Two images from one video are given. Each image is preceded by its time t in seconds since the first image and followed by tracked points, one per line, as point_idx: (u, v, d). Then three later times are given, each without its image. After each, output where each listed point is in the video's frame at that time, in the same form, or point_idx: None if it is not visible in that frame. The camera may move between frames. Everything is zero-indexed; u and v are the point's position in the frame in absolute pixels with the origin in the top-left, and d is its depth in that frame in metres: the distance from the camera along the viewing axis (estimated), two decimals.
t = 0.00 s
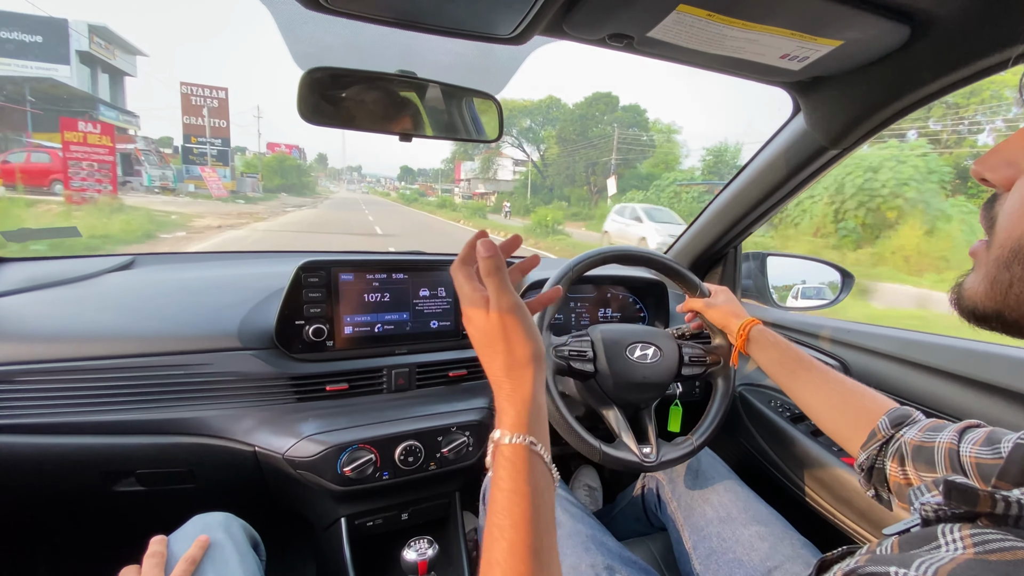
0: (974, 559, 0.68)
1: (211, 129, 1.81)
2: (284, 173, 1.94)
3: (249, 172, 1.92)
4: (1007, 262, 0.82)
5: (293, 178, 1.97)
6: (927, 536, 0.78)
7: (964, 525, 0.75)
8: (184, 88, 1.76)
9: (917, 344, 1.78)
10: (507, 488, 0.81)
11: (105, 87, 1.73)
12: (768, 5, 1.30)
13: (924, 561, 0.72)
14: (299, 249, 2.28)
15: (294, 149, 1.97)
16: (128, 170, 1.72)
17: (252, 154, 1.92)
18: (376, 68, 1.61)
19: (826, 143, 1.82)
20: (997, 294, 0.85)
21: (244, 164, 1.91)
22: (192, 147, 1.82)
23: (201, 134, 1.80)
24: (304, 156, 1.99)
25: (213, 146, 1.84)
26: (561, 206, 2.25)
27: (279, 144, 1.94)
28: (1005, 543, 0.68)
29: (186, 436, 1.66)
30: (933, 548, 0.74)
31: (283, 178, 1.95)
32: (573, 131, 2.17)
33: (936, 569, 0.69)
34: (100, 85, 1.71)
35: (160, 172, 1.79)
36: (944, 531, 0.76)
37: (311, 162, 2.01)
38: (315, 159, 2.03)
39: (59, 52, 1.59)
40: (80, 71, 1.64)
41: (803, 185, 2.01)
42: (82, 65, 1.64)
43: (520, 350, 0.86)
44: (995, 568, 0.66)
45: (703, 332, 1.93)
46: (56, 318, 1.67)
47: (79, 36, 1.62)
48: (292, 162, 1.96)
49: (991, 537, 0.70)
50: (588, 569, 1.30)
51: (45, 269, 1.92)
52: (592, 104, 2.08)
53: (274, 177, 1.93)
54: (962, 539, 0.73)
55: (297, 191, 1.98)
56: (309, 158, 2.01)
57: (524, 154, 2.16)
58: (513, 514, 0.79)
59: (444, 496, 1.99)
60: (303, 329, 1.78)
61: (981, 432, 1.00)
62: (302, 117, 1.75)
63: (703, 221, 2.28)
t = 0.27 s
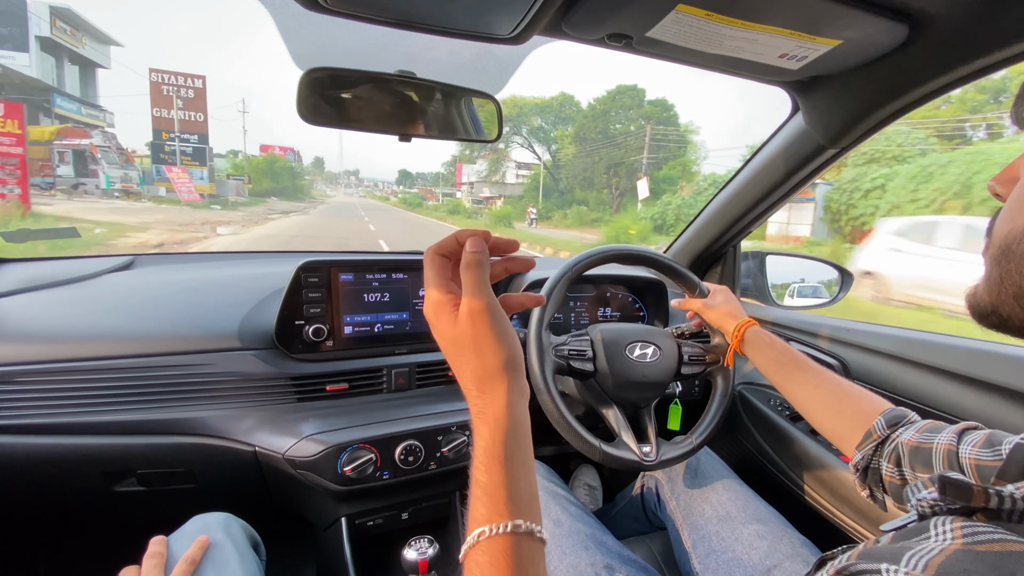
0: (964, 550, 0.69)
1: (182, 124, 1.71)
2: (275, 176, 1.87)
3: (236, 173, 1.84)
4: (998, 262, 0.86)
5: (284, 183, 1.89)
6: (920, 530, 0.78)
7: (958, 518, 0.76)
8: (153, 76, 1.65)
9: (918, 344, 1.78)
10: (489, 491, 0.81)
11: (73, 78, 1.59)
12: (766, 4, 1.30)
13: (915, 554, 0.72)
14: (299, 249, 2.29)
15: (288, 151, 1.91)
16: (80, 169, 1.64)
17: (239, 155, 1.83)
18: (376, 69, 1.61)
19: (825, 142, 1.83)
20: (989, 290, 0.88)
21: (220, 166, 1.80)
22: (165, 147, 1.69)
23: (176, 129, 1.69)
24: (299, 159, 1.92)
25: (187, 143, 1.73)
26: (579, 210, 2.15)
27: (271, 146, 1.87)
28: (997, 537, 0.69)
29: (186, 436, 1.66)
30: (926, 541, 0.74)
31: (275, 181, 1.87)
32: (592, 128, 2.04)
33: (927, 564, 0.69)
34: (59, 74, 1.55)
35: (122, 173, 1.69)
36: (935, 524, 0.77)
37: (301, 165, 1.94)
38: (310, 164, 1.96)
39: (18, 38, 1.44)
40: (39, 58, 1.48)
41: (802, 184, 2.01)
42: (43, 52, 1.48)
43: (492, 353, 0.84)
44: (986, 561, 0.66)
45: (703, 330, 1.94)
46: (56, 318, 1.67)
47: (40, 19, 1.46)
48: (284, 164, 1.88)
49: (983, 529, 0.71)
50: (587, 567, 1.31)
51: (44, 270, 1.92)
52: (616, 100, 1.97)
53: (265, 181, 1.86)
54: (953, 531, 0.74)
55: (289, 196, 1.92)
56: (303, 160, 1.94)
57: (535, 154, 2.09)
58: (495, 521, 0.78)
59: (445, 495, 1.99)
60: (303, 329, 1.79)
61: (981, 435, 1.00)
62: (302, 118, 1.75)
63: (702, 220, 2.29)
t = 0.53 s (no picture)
0: (968, 549, 0.69)
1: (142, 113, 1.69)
2: (260, 178, 1.93)
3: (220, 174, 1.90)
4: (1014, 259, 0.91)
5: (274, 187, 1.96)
6: (925, 529, 0.78)
7: (963, 516, 0.76)
8: (114, 57, 1.64)
9: (918, 346, 1.77)
10: (464, 515, 0.78)
11: (38, 66, 1.59)
12: (766, 8, 1.31)
13: (916, 554, 0.73)
14: (299, 251, 2.29)
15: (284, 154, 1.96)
16: (15, 167, 1.57)
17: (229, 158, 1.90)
18: (378, 73, 1.62)
19: (824, 145, 1.83)
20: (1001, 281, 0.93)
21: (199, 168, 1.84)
22: (130, 139, 1.69)
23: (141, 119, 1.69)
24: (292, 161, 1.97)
25: (152, 139, 1.72)
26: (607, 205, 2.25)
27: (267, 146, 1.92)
28: (1001, 535, 0.69)
29: (186, 439, 1.66)
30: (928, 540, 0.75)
31: (266, 182, 1.94)
32: (621, 124, 2.23)
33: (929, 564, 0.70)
34: (27, 71, 1.57)
35: (68, 173, 1.66)
36: (941, 523, 0.76)
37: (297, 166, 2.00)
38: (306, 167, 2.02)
39: None
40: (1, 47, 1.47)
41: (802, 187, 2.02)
42: None
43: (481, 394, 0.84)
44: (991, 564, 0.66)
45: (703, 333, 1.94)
46: (57, 321, 1.68)
47: None
48: (275, 164, 1.93)
49: (988, 527, 0.71)
50: (588, 570, 1.31)
51: (44, 272, 1.92)
52: (647, 91, 1.95)
53: (255, 182, 1.93)
54: (957, 530, 0.73)
55: (279, 199, 1.98)
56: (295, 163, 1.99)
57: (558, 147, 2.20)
58: (474, 551, 0.75)
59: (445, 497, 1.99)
60: (303, 331, 1.79)
61: (987, 439, 0.98)
62: (303, 121, 1.76)
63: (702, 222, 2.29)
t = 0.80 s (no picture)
0: (957, 543, 0.70)
1: (96, 97, 1.63)
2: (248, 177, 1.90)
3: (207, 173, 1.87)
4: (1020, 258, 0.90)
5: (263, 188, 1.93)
6: (917, 523, 0.79)
7: (952, 512, 0.77)
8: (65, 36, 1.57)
9: (917, 347, 1.77)
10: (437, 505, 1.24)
11: None
12: (766, 10, 1.31)
13: (909, 543, 0.74)
14: (301, 251, 2.30)
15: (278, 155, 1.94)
16: None
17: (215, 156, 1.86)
18: (379, 73, 1.62)
19: (824, 147, 1.84)
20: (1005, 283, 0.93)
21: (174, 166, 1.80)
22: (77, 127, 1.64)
23: (85, 103, 1.62)
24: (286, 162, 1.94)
25: (102, 131, 1.65)
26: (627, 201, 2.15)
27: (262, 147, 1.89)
28: (988, 528, 0.71)
29: (187, 438, 1.67)
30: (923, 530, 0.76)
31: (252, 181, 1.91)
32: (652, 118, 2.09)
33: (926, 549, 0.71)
34: None
35: None
36: (932, 517, 0.78)
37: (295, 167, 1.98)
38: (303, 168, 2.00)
39: None
40: None
41: (801, 189, 2.02)
42: None
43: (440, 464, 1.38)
44: (982, 554, 0.68)
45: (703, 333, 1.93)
46: (58, 320, 1.68)
47: None
48: (263, 162, 1.90)
49: (976, 522, 0.72)
50: (588, 569, 1.31)
51: (46, 272, 1.92)
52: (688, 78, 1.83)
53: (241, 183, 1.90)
54: (948, 524, 0.75)
55: (269, 200, 1.94)
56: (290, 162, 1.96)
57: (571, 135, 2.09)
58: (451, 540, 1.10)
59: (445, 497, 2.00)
60: (305, 331, 1.79)
61: (988, 431, 0.96)
62: (305, 122, 1.77)
63: (702, 223, 2.30)
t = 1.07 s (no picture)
0: (956, 532, 0.71)
1: (26, 72, 1.55)
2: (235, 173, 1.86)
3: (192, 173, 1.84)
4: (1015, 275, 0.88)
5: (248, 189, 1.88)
6: (917, 513, 0.79)
7: (948, 503, 0.77)
8: None
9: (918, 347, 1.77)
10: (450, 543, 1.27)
11: None
12: (766, 10, 1.31)
13: (915, 531, 0.75)
14: (301, 252, 2.30)
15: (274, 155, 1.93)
16: None
17: (198, 155, 1.82)
18: (378, 74, 1.62)
19: (825, 147, 1.83)
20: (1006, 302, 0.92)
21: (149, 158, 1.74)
22: None
23: (5, 80, 1.52)
24: (280, 163, 1.93)
25: (28, 114, 1.56)
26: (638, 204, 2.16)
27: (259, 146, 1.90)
28: (982, 515, 0.71)
29: (186, 439, 1.67)
30: (922, 515, 0.78)
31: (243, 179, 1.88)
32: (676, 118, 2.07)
33: (933, 535, 0.72)
34: None
35: None
36: (930, 507, 0.78)
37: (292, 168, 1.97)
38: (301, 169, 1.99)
39: None
40: None
41: (802, 189, 2.02)
42: None
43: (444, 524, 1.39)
44: (980, 538, 0.68)
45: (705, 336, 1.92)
46: (58, 321, 1.68)
47: None
48: (254, 158, 1.89)
49: (972, 509, 0.73)
50: (589, 570, 1.31)
51: (45, 273, 1.92)
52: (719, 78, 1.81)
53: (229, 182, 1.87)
54: (945, 513, 0.75)
55: (257, 202, 1.90)
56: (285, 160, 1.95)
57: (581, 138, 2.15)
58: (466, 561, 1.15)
59: (446, 498, 2.00)
60: (304, 332, 1.79)
61: (991, 428, 0.95)
62: (304, 122, 1.76)
63: (702, 224, 2.29)
